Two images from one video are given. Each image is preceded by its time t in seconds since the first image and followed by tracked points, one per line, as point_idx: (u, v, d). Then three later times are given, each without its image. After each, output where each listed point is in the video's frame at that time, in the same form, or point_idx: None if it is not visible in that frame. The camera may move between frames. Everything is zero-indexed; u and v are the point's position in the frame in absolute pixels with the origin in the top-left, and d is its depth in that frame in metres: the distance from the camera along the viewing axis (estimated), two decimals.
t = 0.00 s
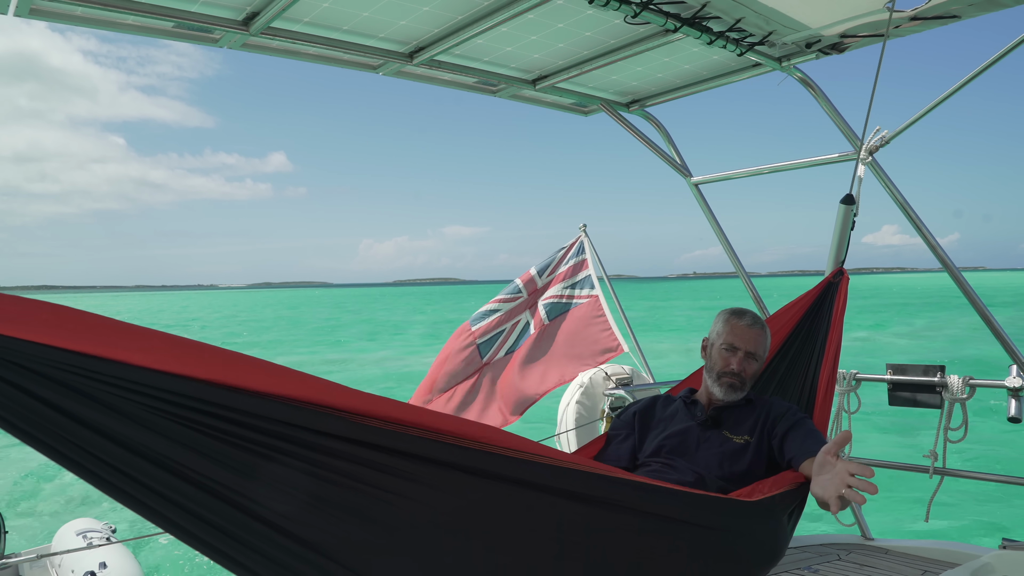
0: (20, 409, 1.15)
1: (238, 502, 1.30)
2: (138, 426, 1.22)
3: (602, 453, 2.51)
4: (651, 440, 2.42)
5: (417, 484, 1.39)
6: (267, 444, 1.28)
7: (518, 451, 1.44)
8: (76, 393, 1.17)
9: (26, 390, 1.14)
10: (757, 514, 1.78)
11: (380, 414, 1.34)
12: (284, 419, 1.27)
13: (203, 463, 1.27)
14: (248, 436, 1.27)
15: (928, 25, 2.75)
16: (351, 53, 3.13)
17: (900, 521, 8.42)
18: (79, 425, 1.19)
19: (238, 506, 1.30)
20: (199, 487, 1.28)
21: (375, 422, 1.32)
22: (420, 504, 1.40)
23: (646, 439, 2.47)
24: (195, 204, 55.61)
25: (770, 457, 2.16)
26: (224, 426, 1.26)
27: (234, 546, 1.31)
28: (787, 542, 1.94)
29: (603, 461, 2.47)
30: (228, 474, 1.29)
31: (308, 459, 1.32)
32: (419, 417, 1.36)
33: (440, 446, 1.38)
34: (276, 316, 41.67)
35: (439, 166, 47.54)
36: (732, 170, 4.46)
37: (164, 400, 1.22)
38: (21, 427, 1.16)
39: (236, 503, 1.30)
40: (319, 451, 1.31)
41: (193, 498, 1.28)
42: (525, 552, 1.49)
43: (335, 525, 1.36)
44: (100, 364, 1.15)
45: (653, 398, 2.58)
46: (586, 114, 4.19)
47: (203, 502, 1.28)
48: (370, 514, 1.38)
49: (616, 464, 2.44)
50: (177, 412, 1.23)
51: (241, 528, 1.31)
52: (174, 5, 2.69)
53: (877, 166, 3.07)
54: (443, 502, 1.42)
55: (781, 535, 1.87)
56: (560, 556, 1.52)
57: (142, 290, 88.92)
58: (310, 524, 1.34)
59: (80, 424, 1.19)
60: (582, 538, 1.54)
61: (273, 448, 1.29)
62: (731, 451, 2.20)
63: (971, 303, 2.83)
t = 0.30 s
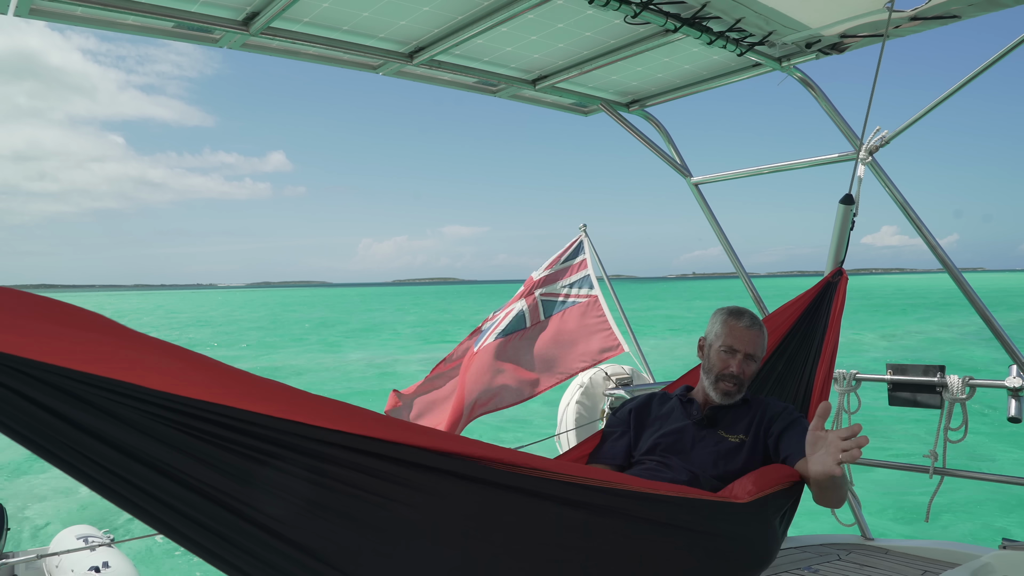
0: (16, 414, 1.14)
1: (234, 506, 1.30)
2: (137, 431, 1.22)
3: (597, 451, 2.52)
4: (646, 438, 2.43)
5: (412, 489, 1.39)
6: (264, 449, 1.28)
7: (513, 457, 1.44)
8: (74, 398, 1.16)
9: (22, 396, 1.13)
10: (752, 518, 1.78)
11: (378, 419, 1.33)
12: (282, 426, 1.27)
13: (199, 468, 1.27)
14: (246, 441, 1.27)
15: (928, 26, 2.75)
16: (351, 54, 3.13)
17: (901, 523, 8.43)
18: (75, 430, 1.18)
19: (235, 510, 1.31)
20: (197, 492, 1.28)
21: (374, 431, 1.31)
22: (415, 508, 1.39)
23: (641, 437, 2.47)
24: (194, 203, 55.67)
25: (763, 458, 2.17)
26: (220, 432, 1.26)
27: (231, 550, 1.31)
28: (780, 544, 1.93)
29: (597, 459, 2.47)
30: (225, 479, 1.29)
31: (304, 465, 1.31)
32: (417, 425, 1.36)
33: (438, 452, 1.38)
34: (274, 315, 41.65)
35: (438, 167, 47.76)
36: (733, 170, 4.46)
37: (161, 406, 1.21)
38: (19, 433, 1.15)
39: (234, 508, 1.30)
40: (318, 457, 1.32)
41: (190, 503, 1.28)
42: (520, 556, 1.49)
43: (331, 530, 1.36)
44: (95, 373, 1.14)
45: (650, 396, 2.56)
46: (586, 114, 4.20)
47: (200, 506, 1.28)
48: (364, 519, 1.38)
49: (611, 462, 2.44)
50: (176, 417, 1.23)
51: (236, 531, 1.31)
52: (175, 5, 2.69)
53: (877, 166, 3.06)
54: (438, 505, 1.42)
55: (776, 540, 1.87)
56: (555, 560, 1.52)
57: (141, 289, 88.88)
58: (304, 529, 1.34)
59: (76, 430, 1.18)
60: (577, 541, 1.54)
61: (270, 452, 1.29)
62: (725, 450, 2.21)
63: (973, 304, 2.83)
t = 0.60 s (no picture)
0: (19, 412, 1.16)
1: (235, 505, 1.30)
2: (138, 429, 1.23)
3: (603, 454, 2.52)
4: (652, 441, 2.43)
5: (414, 486, 1.38)
6: (266, 447, 1.28)
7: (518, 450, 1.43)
8: (77, 395, 1.19)
9: (27, 392, 1.16)
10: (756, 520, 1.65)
11: (376, 413, 1.34)
12: (285, 424, 1.27)
13: (202, 466, 1.27)
14: (247, 439, 1.28)
15: (928, 25, 2.75)
16: (351, 54, 3.13)
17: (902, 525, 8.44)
18: (77, 425, 1.20)
19: (236, 508, 1.30)
20: (198, 489, 1.28)
21: (375, 428, 1.32)
22: (416, 505, 1.39)
23: (647, 439, 2.48)
24: (193, 203, 55.64)
25: (768, 458, 2.16)
26: (222, 430, 1.26)
27: (233, 549, 1.31)
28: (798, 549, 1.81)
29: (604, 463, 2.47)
30: (226, 476, 1.29)
31: (305, 462, 1.31)
32: (413, 416, 1.35)
33: (441, 448, 1.38)
34: (273, 314, 41.62)
35: (438, 167, 47.81)
36: (732, 170, 4.45)
37: (162, 401, 1.23)
38: (22, 430, 1.17)
39: (235, 505, 1.30)
40: (320, 455, 1.32)
41: (192, 502, 1.28)
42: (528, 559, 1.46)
43: (334, 529, 1.35)
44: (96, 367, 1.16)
45: (654, 400, 2.59)
46: (586, 114, 4.20)
47: (200, 503, 1.28)
48: (369, 518, 1.37)
49: (617, 466, 2.44)
50: (179, 415, 1.24)
51: (239, 530, 1.30)
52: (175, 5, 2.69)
53: (877, 166, 3.06)
54: (439, 504, 1.40)
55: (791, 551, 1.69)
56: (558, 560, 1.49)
57: (139, 287, 88.99)
58: (307, 528, 1.34)
59: (78, 428, 1.21)
60: (584, 544, 1.50)
61: (272, 450, 1.30)
62: (731, 451, 2.20)
63: (973, 304, 2.82)
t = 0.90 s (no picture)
0: (21, 407, 1.17)
1: (239, 500, 1.30)
2: (140, 423, 1.24)
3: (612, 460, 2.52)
4: (658, 444, 2.43)
5: (420, 478, 1.38)
6: (272, 441, 1.29)
7: (526, 441, 1.43)
8: (76, 389, 1.19)
9: (27, 389, 1.16)
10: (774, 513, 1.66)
11: (379, 407, 1.33)
12: (290, 417, 1.28)
13: (205, 462, 1.28)
14: (249, 432, 1.28)
15: (928, 25, 2.75)
16: (351, 53, 3.13)
17: (901, 526, 8.45)
18: (78, 421, 1.21)
19: (240, 503, 1.30)
20: (202, 486, 1.28)
21: (381, 420, 1.32)
22: (423, 499, 1.39)
23: (654, 443, 2.48)
24: (192, 202, 55.68)
25: (777, 457, 2.15)
26: (225, 424, 1.26)
27: (240, 546, 1.31)
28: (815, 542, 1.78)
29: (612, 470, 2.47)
30: (229, 472, 1.29)
31: (310, 457, 1.32)
32: (418, 405, 1.35)
33: (447, 441, 1.38)
34: (271, 314, 41.65)
35: (437, 167, 47.89)
36: (730, 170, 4.46)
37: (162, 396, 1.23)
38: (22, 427, 1.18)
39: (239, 499, 1.30)
40: (325, 449, 1.32)
41: (197, 500, 1.28)
42: (535, 552, 1.46)
43: (342, 522, 1.36)
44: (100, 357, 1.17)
45: (659, 404, 2.59)
46: (586, 114, 4.20)
47: (205, 498, 1.29)
48: (377, 513, 1.38)
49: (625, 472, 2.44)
50: (182, 410, 1.25)
51: (245, 527, 1.31)
52: (175, 5, 2.69)
53: (876, 166, 3.07)
54: (446, 496, 1.40)
55: (808, 542, 1.70)
56: (563, 553, 1.48)
57: (138, 287, 88.97)
58: (314, 522, 1.34)
59: (80, 425, 1.21)
60: (592, 537, 1.50)
61: (278, 445, 1.30)
62: (739, 452, 2.20)
63: (973, 303, 2.82)
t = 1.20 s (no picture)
0: (26, 408, 1.17)
1: (243, 500, 1.30)
2: (141, 424, 1.24)
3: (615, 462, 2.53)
4: (661, 445, 2.43)
5: (422, 476, 1.38)
6: (274, 440, 1.29)
7: (527, 439, 1.44)
8: (77, 390, 1.19)
9: (28, 388, 1.17)
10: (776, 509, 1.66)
11: (381, 404, 1.34)
12: (292, 415, 1.28)
13: (207, 461, 1.28)
14: (250, 433, 1.28)
15: (928, 26, 2.75)
16: (351, 53, 3.13)
17: (901, 526, 8.46)
18: (78, 421, 1.21)
19: (242, 504, 1.30)
20: (206, 486, 1.28)
21: (385, 420, 1.32)
22: (424, 498, 1.38)
23: (657, 444, 2.48)
24: (191, 203, 55.67)
25: (780, 455, 2.15)
26: (226, 421, 1.27)
27: (243, 546, 1.31)
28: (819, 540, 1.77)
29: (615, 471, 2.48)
30: (232, 472, 1.29)
31: (311, 457, 1.32)
32: (419, 405, 1.36)
33: (448, 438, 1.38)
34: (270, 316, 41.63)
35: (436, 168, 47.91)
36: (730, 170, 4.46)
37: (165, 396, 1.24)
38: (21, 426, 1.17)
39: (241, 501, 1.30)
40: (328, 448, 1.32)
41: (200, 500, 1.28)
42: (536, 554, 1.46)
43: (343, 523, 1.35)
44: (103, 353, 1.18)
45: (661, 406, 2.59)
46: (586, 114, 4.20)
47: (207, 500, 1.29)
48: (380, 513, 1.37)
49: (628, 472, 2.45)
50: (182, 408, 1.25)
51: (249, 527, 1.31)
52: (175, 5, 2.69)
53: (877, 166, 3.07)
54: (446, 494, 1.40)
55: (814, 538, 1.69)
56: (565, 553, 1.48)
57: (137, 290, 89.02)
58: (316, 521, 1.34)
59: (81, 424, 1.21)
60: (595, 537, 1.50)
61: (279, 444, 1.30)
62: (743, 451, 2.19)
63: (973, 304, 2.82)
